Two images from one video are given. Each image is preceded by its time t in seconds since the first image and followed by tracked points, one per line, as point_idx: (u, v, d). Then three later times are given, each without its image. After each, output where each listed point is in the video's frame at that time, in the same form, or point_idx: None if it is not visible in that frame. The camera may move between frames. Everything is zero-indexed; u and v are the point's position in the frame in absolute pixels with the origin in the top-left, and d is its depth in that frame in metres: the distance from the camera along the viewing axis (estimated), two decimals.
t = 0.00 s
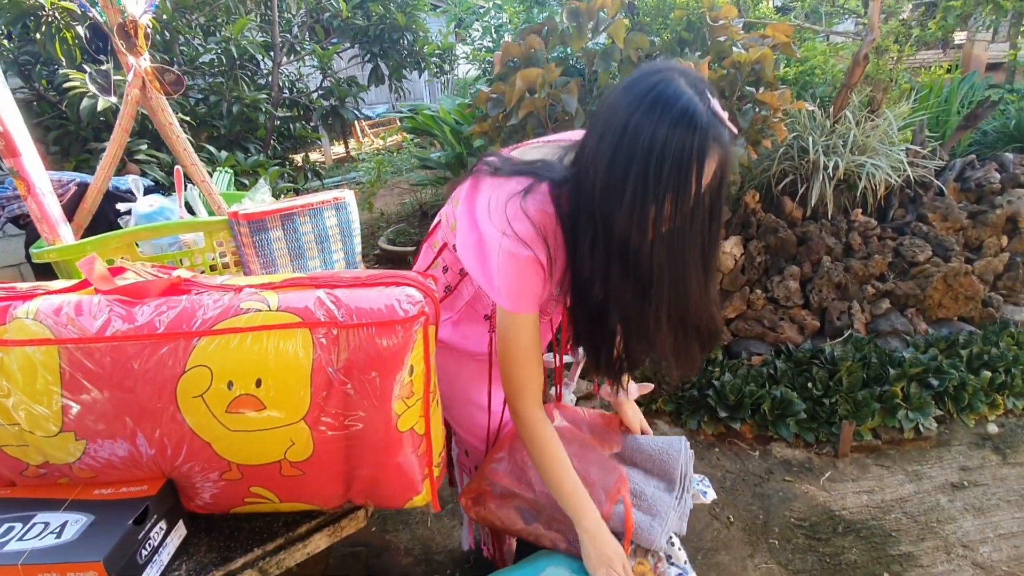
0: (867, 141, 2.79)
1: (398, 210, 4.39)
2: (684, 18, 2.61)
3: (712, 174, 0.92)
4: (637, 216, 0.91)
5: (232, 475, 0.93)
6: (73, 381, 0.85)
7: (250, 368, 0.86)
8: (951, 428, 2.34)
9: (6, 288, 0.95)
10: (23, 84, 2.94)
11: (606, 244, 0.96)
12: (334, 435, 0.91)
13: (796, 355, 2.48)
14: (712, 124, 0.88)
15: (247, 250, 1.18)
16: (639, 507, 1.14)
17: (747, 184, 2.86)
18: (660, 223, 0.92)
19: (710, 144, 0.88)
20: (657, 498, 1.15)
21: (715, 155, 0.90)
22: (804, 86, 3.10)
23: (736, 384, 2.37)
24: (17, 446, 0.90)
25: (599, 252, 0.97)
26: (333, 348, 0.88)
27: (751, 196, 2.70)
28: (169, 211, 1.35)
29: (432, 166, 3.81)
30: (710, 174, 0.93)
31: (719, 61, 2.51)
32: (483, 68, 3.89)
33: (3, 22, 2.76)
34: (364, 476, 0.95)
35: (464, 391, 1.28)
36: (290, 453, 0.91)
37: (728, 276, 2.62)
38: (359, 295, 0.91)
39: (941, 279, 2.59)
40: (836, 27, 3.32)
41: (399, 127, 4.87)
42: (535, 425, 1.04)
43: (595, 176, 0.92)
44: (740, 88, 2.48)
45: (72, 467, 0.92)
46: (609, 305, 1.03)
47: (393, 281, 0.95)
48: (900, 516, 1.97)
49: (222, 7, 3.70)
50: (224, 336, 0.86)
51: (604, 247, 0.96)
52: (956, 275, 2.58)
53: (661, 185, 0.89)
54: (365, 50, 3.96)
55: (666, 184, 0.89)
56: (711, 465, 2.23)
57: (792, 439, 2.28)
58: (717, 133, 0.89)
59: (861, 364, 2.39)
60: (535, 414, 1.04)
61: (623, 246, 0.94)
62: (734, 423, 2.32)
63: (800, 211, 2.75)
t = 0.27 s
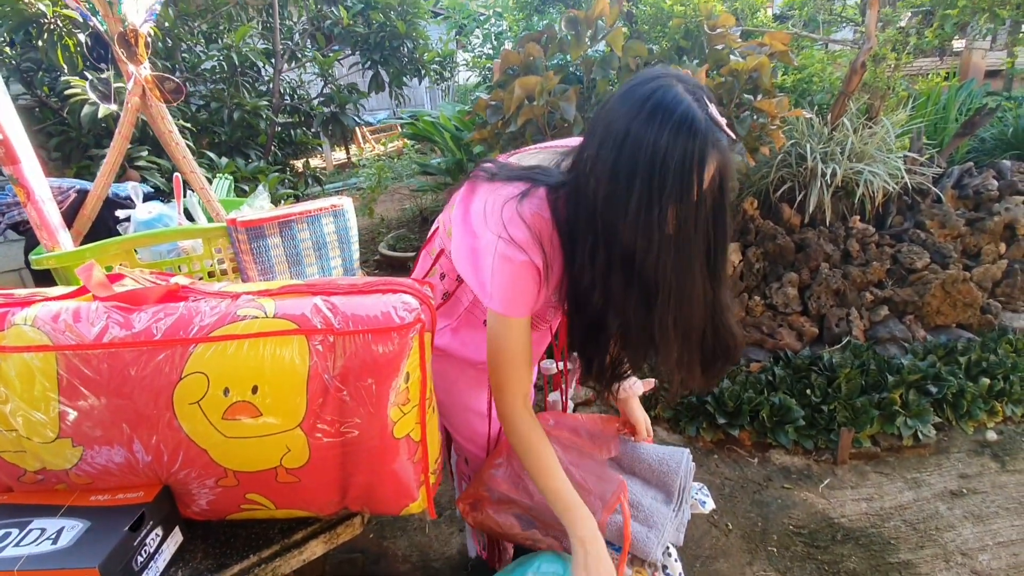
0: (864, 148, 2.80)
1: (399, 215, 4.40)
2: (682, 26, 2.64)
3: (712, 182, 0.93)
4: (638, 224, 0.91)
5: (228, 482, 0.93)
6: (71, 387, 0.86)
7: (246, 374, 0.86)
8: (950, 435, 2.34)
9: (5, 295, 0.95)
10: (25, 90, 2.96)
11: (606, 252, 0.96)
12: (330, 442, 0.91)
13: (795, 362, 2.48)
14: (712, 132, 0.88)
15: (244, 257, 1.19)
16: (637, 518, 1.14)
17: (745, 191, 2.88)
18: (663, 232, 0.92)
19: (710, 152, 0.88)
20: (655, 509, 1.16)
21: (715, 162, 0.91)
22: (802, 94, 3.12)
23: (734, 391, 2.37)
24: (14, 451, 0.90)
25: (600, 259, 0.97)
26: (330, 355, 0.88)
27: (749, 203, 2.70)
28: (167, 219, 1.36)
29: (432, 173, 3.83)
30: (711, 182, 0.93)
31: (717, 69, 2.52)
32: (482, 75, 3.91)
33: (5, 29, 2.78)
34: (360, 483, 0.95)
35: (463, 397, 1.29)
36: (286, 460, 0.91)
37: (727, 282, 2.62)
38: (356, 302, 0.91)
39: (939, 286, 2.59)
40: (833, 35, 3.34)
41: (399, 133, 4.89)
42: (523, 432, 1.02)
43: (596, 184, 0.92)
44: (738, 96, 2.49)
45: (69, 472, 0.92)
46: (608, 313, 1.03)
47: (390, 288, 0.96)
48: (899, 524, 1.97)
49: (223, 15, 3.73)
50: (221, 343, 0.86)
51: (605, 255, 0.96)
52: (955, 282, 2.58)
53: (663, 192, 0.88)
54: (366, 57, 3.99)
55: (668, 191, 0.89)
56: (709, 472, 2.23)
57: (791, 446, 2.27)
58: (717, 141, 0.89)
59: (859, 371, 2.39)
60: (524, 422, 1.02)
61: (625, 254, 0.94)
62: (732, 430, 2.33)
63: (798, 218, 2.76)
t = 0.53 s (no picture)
0: (864, 155, 2.81)
1: (401, 221, 4.42)
2: (682, 35, 2.66)
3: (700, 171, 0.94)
4: (631, 216, 0.92)
5: (235, 489, 0.94)
6: (80, 396, 0.86)
7: (254, 383, 0.87)
8: (954, 442, 2.34)
9: (15, 304, 0.96)
10: (31, 100, 2.98)
11: (599, 244, 0.97)
12: (337, 450, 0.92)
13: (797, 368, 2.48)
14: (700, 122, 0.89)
15: (251, 265, 1.21)
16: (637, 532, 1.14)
17: (746, 198, 2.89)
18: (655, 223, 0.93)
19: (698, 143, 0.89)
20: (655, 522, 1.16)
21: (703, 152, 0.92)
22: (802, 101, 3.13)
23: (737, 398, 2.37)
24: (24, 459, 0.91)
25: (593, 251, 0.98)
26: (337, 363, 0.89)
27: (751, 210, 2.71)
28: (174, 228, 1.38)
29: (434, 180, 3.85)
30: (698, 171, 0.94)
31: (717, 77, 2.54)
32: (484, 82, 3.94)
33: (12, 40, 2.80)
34: (366, 490, 0.96)
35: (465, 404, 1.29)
36: (293, 467, 0.91)
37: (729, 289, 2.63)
38: (362, 311, 0.92)
39: (941, 292, 2.59)
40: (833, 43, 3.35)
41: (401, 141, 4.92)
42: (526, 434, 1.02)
43: (586, 176, 0.93)
44: (739, 103, 2.50)
45: (78, 480, 0.92)
46: (604, 305, 1.04)
47: (396, 296, 0.97)
48: (903, 531, 1.97)
49: (227, 24, 3.77)
50: (229, 352, 0.87)
51: (599, 247, 0.97)
52: (956, 288, 2.59)
53: (654, 182, 0.90)
54: (368, 65, 4.01)
55: (658, 180, 0.90)
56: (713, 479, 2.23)
57: (794, 453, 2.28)
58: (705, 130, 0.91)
59: (862, 378, 2.39)
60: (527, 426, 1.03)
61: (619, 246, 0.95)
62: (735, 437, 2.33)
63: (799, 224, 2.77)
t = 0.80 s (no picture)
0: (865, 159, 2.82)
1: (403, 225, 4.42)
2: (683, 40, 2.67)
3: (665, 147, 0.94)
4: (603, 193, 0.91)
5: (238, 492, 0.94)
6: (84, 398, 0.87)
7: (259, 384, 0.87)
8: (957, 447, 2.33)
9: (20, 305, 0.97)
10: (36, 104, 2.99)
11: (574, 225, 0.96)
12: (340, 452, 0.92)
13: (799, 372, 2.48)
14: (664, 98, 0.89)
15: (255, 268, 1.21)
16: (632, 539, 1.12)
17: (748, 202, 2.89)
18: (626, 200, 0.92)
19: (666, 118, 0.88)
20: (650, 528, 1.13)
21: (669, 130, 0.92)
22: (802, 106, 3.14)
23: (739, 401, 2.36)
24: (27, 460, 0.91)
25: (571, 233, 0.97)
26: (340, 365, 0.89)
27: (752, 214, 2.72)
28: (178, 231, 1.38)
29: (436, 183, 3.86)
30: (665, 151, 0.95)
31: (718, 81, 2.55)
32: (486, 87, 3.95)
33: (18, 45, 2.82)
34: (369, 492, 0.96)
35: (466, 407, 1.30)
36: (296, 469, 0.91)
37: (730, 293, 2.63)
38: (366, 313, 0.92)
39: (943, 296, 2.59)
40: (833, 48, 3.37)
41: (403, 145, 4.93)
42: (550, 416, 1.06)
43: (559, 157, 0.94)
44: (739, 108, 2.51)
45: (81, 482, 0.92)
46: (579, 286, 1.02)
47: (399, 298, 0.97)
48: (907, 536, 1.96)
49: (230, 29, 3.79)
50: (233, 353, 0.87)
51: (573, 224, 0.96)
52: (958, 292, 2.59)
53: (623, 161, 0.89)
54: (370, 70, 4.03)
55: (626, 158, 0.89)
56: (715, 483, 2.22)
57: (797, 457, 2.27)
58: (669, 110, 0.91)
59: (864, 382, 2.38)
60: (550, 403, 1.07)
61: (592, 223, 0.94)
62: (737, 441, 2.33)
63: (800, 228, 2.77)
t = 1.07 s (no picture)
0: (866, 162, 2.82)
1: (404, 223, 4.43)
2: (686, 42, 2.67)
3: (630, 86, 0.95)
4: (570, 130, 0.91)
5: (240, 489, 0.94)
6: (87, 394, 0.87)
7: (261, 382, 0.87)
8: (956, 450, 2.34)
9: (22, 301, 0.97)
10: (39, 101, 2.99)
11: (548, 166, 0.95)
12: (341, 449, 0.92)
13: (799, 374, 2.48)
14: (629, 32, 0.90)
15: (257, 267, 1.21)
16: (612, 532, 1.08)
17: (748, 204, 2.90)
18: (592, 134, 0.91)
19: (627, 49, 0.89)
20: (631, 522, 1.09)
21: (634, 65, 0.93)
22: (804, 108, 3.14)
23: (738, 403, 2.37)
24: (31, 456, 0.92)
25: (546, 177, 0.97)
26: (342, 362, 0.89)
27: (753, 216, 2.72)
28: (182, 229, 1.39)
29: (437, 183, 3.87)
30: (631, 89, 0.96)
31: (720, 84, 2.55)
32: (488, 87, 3.95)
33: (21, 43, 2.83)
34: (369, 490, 0.96)
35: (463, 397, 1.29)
36: (297, 467, 0.92)
37: (730, 294, 2.64)
38: (368, 312, 0.93)
39: (942, 300, 2.60)
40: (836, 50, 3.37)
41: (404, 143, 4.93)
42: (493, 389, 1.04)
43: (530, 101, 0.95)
44: (741, 110, 2.51)
45: (84, 478, 0.93)
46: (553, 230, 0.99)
47: (401, 297, 0.97)
48: (905, 538, 1.97)
49: (233, 27, 3.79)
50: (236, 351, 0.87)
51: (544, 167, 0.95)
52: (958, 296, 2.59)
53: (588, 89, 0.90)
54: (373, 69, 4.04)
55: (590, 90, 0.90)
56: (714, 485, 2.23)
57: (795, 459, 2.28)
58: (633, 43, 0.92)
59: (863, 384, 2.38)
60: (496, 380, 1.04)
61: (560, 160, 0.93)
62: (736, 442, 2.33)
63: (801, 231, 2.77)
